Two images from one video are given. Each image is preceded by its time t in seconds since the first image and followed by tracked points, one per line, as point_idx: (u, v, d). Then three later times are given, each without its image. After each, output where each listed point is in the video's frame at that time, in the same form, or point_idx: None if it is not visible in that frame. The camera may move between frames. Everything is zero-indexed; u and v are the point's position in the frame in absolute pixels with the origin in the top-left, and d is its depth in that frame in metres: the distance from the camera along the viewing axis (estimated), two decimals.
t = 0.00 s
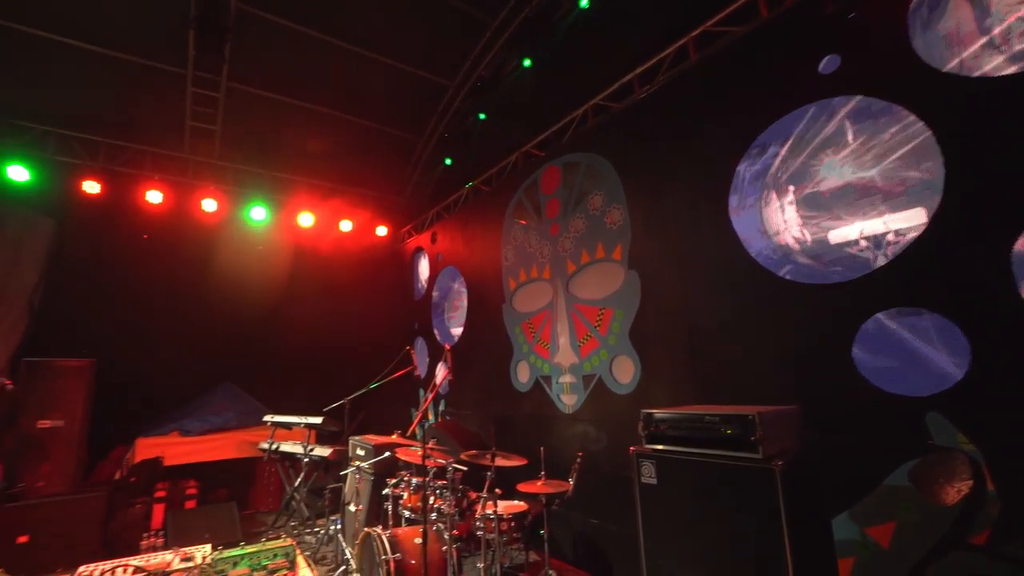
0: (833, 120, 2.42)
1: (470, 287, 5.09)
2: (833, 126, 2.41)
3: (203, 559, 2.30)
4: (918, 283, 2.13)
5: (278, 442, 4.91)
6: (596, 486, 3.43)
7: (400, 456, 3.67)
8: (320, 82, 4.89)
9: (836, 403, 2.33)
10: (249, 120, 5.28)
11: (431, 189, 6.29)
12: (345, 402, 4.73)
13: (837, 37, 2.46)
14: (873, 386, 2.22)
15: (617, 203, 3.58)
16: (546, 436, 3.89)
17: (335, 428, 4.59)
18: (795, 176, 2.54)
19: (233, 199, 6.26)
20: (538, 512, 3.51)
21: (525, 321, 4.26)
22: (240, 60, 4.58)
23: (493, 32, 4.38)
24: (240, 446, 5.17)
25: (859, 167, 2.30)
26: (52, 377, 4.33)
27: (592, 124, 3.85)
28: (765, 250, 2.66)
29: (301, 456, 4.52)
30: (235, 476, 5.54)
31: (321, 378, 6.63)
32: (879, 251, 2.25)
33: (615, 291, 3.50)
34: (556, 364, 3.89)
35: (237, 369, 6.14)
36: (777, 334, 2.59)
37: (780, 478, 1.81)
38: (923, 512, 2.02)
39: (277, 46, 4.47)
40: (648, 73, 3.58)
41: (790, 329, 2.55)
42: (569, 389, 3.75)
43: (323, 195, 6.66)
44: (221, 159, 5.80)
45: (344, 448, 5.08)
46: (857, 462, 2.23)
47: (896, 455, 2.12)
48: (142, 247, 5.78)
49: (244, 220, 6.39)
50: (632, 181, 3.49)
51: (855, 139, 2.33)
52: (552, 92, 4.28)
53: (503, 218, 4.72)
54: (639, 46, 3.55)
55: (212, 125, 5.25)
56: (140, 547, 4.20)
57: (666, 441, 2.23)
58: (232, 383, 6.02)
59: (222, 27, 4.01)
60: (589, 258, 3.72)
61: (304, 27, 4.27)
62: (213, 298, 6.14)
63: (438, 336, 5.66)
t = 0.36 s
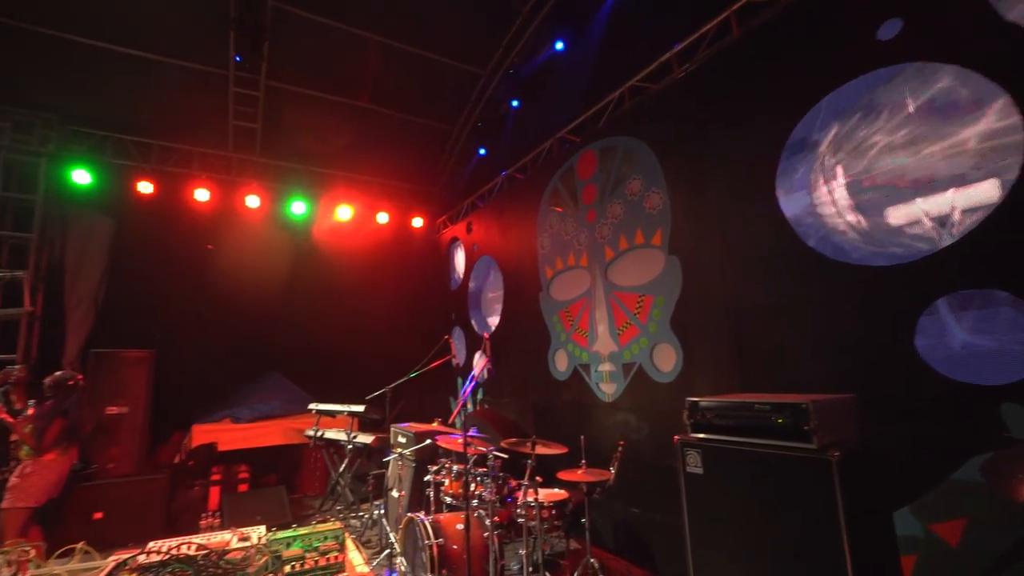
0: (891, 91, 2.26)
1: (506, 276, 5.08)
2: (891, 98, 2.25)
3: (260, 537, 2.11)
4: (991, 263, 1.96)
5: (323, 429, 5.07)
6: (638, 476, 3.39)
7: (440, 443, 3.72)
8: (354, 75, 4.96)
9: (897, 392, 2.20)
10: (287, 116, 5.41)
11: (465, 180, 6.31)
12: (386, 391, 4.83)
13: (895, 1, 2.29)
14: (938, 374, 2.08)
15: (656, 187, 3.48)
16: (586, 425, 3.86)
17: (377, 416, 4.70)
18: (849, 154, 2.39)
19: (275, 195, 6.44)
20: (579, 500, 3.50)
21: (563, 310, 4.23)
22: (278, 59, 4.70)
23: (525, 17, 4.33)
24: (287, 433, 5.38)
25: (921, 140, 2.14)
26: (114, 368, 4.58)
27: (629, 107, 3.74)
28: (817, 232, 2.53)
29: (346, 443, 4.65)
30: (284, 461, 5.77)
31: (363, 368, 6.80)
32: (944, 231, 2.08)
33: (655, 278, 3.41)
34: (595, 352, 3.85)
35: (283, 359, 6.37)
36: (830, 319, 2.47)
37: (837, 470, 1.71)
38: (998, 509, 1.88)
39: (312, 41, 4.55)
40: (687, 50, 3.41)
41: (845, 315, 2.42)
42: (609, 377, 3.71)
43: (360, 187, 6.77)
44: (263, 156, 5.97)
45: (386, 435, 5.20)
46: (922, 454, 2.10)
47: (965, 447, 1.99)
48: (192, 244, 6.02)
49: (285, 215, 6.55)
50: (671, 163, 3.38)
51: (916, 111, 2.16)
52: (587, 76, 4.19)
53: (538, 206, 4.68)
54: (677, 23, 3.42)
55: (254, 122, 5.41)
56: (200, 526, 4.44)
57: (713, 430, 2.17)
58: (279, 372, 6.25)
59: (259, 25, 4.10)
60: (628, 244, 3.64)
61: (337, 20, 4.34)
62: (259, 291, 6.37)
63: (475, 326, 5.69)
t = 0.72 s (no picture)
0: (971, 53, 2.04)
1: (548, 265, 5.05)
2: (971, 60, 2.04)
3: (318, 519, 2.21)
4: None
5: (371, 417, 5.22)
6: (687, 466, 3.31)
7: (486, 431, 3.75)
8: (393, 68, 5.01)
9: (975, 380, 2.04)
10: (330, 111, 5.53)
11: (505, 168, 6.28)
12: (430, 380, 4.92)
13: None
14: None
15: (704, 168, 3.34)
16: (632, 414, 3.80)
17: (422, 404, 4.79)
18: (921, 125, 2.20)
19: (321, 189, 6.61)
20: (626, 490, 3.46)
21: (607, 297, 4.16)
22: (321, 56, 4.80)
23: None
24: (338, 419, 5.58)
25: (1006, 106, 1.93)
26: (179, 357, 4.87)
27: (673, 87, 3.61)
28: (885, 212, 2.35)
29: (393, 430, 4.78)
30: (335, 447, 5.99)
31: (408, 357, 6.96)
32: None
33: (704, 263, 3.29)
34: (640, 340, 3.77)
35: (332, 349, 6.60)
36: (898, 304, 2.31)
37: (912, 466, 1.60)
38: None
39: (352, 37, 4.62)
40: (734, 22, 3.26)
41: (915, 299, 2.25)
42: (655, 366, 3.63)
43: (402, 179, 6.85)
44: (308, 151, 6.14)
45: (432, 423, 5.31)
46: (1004, 448, 1.94)
47: None
48: (246, 239, 6.29)
49: (330, 209, 6.71)
50: (720, 144, 3.24)
51: (1001, 73, 1.95)
52: (628, 57, 4.07)
53: (580, 193, 4.61)
54: None
55: (299, 119, 5.57)
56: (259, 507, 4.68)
57: (771, 420, 2.07)
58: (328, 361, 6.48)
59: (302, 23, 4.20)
60: (674, 229, 3.53)
61: (376, 14, 4.38)
62: (308, 283, 6.59)
63: (517, 315, 5.69)
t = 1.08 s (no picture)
0: None
1: (592, 253, 4.98)
2: None
3: (372, 503, 2.28)
4: None
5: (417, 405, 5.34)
6: (739, 460, 3.20)
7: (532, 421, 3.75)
8: (433, 59, 5.03)
9: None
10: (374, 106, 5.63)
11: (547, 157, 6.21)
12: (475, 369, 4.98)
13: None
14: None
15: (758, 149, 3.18)
16: (681, 406, 3.71)
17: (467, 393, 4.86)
18: (1010, 89, 1.96)
19: (366, 183, 6.72)
20: (676, 483, 3.38)
21: (654, 286, 4.06)
22: (365, 51, 4.88)
23: None
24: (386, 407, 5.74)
25: None
26: (238, 346, 5.13)
27: (723, 65, 3.45)
28: (967, 188, 2.13)
29: (439, 418, 4.87)
30: (383, 433, 6.17)
31: (452, 346, 7.06)
32: None
33: (758, 248, 3.15)
34: (689, 330, 3.66)
35: (378, 339, 6.77)
36: (978, 290, 2.12)
37: (1003, 467, 1.45)
38: None
39: (392, 30, 4.66)
40: None
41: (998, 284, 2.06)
42: (705, 356, 3.52)
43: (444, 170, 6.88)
44: (354, 146, 6.27)
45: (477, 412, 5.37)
46: None
47: None
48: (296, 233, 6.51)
49: (375, 201, 6.84)
50: (775, 123, 3.07)
51: None
52: (674, 36, 3.91)
53: (624, 179, 4.50)
54: None
55: (343, 115, 5.69)
56: (314, 490, 4.89)
57: (838, 414, 1.94)
58: (376, 350, 6.66)
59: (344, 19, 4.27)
60: (725, 214, 3.39)
61: (415, 7, 4.40)
62: (356, 275, 6.77)
63: (561, 305, 5.65)
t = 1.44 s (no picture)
0: None
1: (634, 242, 4.88)
2: None
3: (420, 490, 2.33)
4: None
5: (459, 395, 5.41)
6: (792, 455, 3.08)
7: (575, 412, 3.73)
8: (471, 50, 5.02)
9: None
10: (414, 99, 5.69)
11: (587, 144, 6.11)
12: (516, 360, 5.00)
13: None
14: None
15: (814, 129, 3.00)
16: (729, 398, 3.59)
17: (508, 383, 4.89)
18: None
19: (406, 176, 6.79)
20: (725, 477, 3.29)
21: (701, 275, 3.93)
22: (404, 45, 4.93)
23: None
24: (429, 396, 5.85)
25: None
26: (288, 336, 5.32)
27: (775, 42, 3.28)
28: None
29: (481, 408, 4.93)
30: (426, 422, 6.30)
31: (493, 337, 7.11)
32: None
33: (814, 235, 2.99)
34: (738, 321, 3.54)
35: (421, 330, 6.90)
36: None
37: None
38: None
39: (430, 23, 4.67)
40: None
41: None
42: (755, 348, 3.40)
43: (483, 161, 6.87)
44: (395, 140, 6.36)
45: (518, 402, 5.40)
46: None
47: None
48: (340, 227, 6.68)
49: (416, 194, 6.92)
50: (834, 102, 2.88)
51: None
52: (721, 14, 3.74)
53: (669, 166, 4.37)
54: None
55: (384, 110, 5.78)
56: (360, 475, 5.06)
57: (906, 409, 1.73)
58: (418, 341, 6.79)
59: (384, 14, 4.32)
60: (778, 199, 3.23)
61: None
62: (398, 268, 6.90)
63: (602, 296, 5.57)
